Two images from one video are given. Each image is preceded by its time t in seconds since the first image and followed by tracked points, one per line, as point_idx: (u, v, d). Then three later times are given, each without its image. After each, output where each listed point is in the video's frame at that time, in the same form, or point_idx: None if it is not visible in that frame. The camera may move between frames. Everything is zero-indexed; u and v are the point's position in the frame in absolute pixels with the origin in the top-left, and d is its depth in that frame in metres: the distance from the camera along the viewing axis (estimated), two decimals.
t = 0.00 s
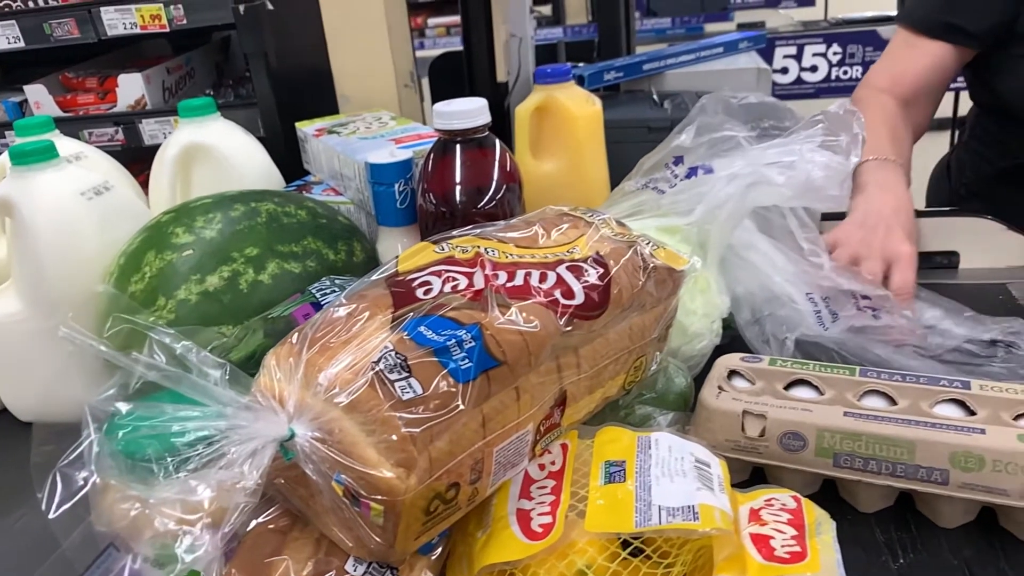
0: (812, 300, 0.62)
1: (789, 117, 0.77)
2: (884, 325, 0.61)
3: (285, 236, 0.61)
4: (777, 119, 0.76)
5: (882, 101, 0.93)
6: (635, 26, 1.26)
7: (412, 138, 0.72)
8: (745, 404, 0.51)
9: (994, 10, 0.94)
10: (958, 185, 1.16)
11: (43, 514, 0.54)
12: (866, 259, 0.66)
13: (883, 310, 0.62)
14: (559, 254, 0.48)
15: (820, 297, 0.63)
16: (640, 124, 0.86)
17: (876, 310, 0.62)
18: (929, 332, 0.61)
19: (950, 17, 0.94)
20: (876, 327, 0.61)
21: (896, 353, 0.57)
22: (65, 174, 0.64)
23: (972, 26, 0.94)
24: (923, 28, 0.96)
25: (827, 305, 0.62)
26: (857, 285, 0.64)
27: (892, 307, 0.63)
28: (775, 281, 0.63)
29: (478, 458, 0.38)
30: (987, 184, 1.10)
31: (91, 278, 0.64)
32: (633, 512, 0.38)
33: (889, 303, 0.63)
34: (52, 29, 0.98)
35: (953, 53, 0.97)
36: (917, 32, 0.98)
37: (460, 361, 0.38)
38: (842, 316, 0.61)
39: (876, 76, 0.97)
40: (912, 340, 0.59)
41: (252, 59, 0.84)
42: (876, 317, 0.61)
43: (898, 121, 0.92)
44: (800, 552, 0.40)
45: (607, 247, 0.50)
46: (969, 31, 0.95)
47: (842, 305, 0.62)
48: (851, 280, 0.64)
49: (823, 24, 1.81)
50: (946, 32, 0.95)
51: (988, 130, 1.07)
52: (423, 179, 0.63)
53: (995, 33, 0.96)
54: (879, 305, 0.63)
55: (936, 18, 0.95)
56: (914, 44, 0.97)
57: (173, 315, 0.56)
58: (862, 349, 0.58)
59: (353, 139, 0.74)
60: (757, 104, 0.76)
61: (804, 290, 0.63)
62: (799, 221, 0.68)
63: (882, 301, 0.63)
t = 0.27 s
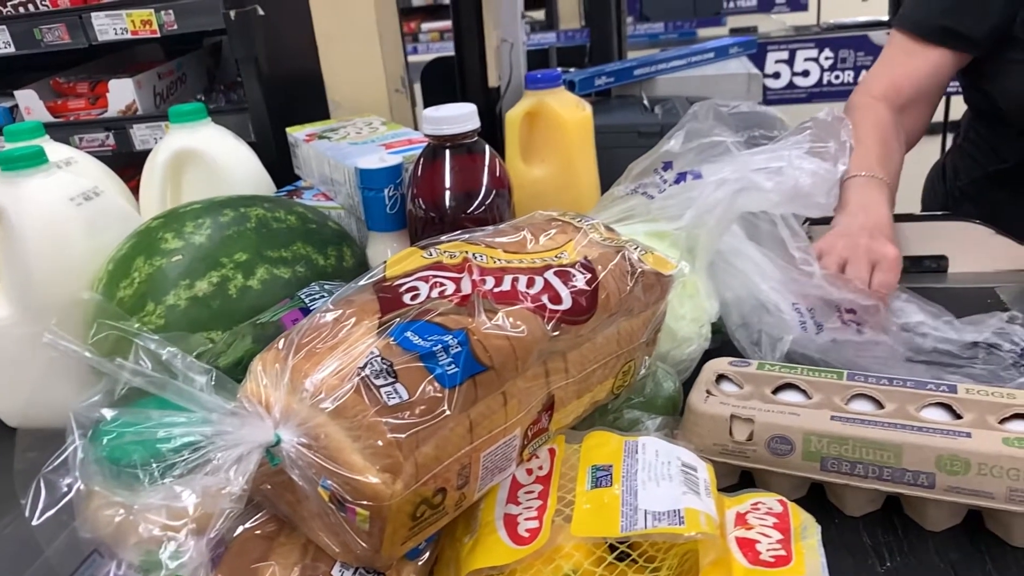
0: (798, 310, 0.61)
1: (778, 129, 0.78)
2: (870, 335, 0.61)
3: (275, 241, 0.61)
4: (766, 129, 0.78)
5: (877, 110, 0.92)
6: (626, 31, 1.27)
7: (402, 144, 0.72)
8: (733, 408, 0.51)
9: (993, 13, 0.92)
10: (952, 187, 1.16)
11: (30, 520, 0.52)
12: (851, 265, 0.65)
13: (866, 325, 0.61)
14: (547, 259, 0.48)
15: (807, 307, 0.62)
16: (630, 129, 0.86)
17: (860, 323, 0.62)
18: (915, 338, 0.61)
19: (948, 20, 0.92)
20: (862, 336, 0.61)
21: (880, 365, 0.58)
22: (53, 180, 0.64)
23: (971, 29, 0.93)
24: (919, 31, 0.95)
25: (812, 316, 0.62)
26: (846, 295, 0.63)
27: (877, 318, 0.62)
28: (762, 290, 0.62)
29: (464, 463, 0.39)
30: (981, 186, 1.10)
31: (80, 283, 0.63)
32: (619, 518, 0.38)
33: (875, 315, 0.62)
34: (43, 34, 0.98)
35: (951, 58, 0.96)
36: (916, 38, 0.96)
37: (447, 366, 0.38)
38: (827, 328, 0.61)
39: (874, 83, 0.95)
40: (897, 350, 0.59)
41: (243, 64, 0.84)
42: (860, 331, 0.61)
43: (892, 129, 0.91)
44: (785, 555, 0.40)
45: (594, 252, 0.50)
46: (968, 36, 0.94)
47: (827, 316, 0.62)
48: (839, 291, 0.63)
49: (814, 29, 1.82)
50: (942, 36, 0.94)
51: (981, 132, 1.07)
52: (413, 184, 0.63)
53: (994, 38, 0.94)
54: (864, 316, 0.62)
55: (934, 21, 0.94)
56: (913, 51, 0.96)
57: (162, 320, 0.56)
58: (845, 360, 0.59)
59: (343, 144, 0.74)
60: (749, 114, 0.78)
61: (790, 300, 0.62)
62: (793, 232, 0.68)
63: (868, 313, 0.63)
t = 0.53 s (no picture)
0: (786, 322, 0.61)
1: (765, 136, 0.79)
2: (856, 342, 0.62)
3: (265, 246, 0.61)
4: (752, 133, 0.79)
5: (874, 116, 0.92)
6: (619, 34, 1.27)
7: (392, 148, 0.72)
8: (721, 411, 0.51)
9: (995, 18, 0.92)
10: (947, 188, 1.17)
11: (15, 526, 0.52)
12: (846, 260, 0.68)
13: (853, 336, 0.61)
14: (535, 263, 0.48)
15: (794, 319, 0.62)
16: (621, 133, 0.87)
17: (847, 334, 0.62)
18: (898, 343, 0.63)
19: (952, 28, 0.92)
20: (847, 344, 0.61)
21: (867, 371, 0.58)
22: (44, 184, 0.64)
23: (972, 36, 0.93)
24: (923, 39, 0.94)
25: (799, 327, 0.61)
26: (832, 304, 0.63)
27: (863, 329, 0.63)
28: (749, 300, 0.62)
29: (452, 467, 0.39)
30: (975, 189, 1.11)
31: (67, 290, 0.62)
32: (605, 521, 0.38)
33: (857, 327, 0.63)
34: (33, 38, 0.98)
35: (948, 65, 0.96)
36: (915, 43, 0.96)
37: (434, 371, 0.38)
38: (813, 341, 0.61)
39: (872, 87, 0.95)
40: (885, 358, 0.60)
41: (235, 68, 0.85)
42: (847, 342, 0.61)
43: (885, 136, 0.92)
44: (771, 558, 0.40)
45: (582, 256, 0.50)
46: (969, 43, 0.94)
47: (814, 330, 0.62)
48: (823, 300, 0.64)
49: (806, 33, 1.82)
50: (944, 44, 0.94)
51: (972, 135, 1.08)
52: (402, 189, 0.63)
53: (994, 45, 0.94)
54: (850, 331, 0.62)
55: (937, 31, 0.93)
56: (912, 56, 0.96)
57: (152, 326, 0.56)
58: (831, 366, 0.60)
59: (334, 149, 0.74)
60: (737, 119, 0.80)
61: (778, 313, 0.62)
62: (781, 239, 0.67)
63: (854, 322, 0.63)
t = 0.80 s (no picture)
0: (777, 327, 0.61)
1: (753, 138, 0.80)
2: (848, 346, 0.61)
3: (256, 251, 0.61)
4: (740, 138, 0.80)
5: (871, 119, 0.94)
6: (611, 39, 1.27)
7: (385, 153, 0.72)
8: (711, 414, 0.52)
9: (994, 26, 0.91)
10: (943, 190, 1.17)
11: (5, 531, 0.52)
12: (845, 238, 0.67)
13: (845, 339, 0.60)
14: (526, 267, 0.48)
15: (785, 323, 0.61)
16: (613, 138, 0.87)
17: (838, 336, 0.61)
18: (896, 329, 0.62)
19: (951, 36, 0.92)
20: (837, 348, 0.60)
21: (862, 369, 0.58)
22: (36, 190, 0.64)
23: (971, 44, 0.92)
24: (922, 46, 0.94)
25: (791, 331, 0.61)
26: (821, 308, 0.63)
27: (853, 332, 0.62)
28: (741, 306, 0.62)
29: (442, 471, 0.39)
30: (971, 192, 1.10)
31: (57, 295, 0.62)
32: (594, 524, 0.38)
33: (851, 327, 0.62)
34: (26, 44, 0.98)
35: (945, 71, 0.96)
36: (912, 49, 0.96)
37: (423, 375, 0.38)
38: (806, 345, 0.60)
39: (868, 91, 0.97)
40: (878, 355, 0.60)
41: (227, 74, 0.85)
42: (839, 344, 0.60)
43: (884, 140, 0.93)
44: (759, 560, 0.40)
45: (573, 261, 0.51)
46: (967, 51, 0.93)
47: (807, 332, 0.61)
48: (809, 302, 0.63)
49: (799, 37, 1.83)
50: (943, 51, 0.93)
51: (966, 138, 1.07)
52: (394, 193, 0.63)
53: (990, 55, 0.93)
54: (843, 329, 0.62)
55: (935, 38, 0.93)
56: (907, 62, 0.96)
57: (144, 331, 0.56)
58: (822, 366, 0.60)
59: (327, 154, 0.74)
60: (728, 124, 0.80)
61: (769, 317, 0.61)
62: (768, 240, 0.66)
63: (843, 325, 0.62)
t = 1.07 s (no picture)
0: (776, 328, 0.62)
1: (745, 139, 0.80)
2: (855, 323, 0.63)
3: (252, 257, 0.62)
4: (733, 139, 0.80)
5: (871, 119, 0.94)
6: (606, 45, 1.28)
7: (380, 159, 0.72)
8: (705, 418, 0.52)
9: (992, 30, 0.92)
10: (942, 192, 1.16)
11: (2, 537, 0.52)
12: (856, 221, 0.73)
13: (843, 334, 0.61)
14: (519, 272, 0.49)
15: (784, 322, 0.62)
16: (609, 142, 0.88)
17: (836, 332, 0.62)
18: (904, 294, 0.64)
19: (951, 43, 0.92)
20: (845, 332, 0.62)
21: (860, 365, 0.59)
22: (33, 198, 0.64)
23: (970, 50, 0.93)
24: (922, 51, 0.95)
25: (790, 330, 0.62)
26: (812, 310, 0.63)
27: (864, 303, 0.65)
28: (740, 310, 0.64)
29: (435, 476, 0.39)
30: (970, 194, 1.09)
31: (54, 302, 0.63)
32: (586, 528, 0.38)
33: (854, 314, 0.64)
34: (24, 53, 0.99)
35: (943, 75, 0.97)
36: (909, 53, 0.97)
37: (415, 381, 0.39)
38: (806, 343, 0.62)
39: (868, 93, 0.98)
40: (876, 351, 0.61)
41: (224, 81, 0.85)
42: (837, 339, 0.61)
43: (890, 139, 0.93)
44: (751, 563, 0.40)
45: (566, 265, 0.51)
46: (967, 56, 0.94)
47: (806, 329, 0.62)
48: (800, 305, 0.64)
49: (796, 41, 1.83)
50: (942, 56, 0.94)
51: (967, 141, 1.07)
52: (389, 199, 0.64)
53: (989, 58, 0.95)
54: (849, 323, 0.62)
55: (934, 44, 0.94)
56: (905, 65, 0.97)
57: (140, 338, 0.56)
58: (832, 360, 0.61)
59: (323, 160, 0.74)
60: (719, 125, 0.80)
61: (767, 317, 0.63)
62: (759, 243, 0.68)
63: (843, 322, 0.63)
